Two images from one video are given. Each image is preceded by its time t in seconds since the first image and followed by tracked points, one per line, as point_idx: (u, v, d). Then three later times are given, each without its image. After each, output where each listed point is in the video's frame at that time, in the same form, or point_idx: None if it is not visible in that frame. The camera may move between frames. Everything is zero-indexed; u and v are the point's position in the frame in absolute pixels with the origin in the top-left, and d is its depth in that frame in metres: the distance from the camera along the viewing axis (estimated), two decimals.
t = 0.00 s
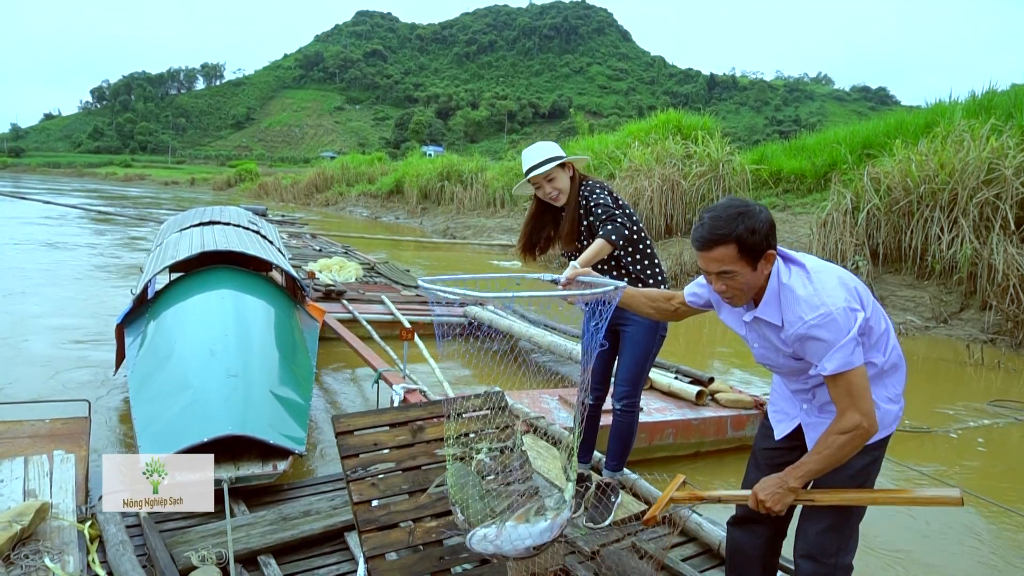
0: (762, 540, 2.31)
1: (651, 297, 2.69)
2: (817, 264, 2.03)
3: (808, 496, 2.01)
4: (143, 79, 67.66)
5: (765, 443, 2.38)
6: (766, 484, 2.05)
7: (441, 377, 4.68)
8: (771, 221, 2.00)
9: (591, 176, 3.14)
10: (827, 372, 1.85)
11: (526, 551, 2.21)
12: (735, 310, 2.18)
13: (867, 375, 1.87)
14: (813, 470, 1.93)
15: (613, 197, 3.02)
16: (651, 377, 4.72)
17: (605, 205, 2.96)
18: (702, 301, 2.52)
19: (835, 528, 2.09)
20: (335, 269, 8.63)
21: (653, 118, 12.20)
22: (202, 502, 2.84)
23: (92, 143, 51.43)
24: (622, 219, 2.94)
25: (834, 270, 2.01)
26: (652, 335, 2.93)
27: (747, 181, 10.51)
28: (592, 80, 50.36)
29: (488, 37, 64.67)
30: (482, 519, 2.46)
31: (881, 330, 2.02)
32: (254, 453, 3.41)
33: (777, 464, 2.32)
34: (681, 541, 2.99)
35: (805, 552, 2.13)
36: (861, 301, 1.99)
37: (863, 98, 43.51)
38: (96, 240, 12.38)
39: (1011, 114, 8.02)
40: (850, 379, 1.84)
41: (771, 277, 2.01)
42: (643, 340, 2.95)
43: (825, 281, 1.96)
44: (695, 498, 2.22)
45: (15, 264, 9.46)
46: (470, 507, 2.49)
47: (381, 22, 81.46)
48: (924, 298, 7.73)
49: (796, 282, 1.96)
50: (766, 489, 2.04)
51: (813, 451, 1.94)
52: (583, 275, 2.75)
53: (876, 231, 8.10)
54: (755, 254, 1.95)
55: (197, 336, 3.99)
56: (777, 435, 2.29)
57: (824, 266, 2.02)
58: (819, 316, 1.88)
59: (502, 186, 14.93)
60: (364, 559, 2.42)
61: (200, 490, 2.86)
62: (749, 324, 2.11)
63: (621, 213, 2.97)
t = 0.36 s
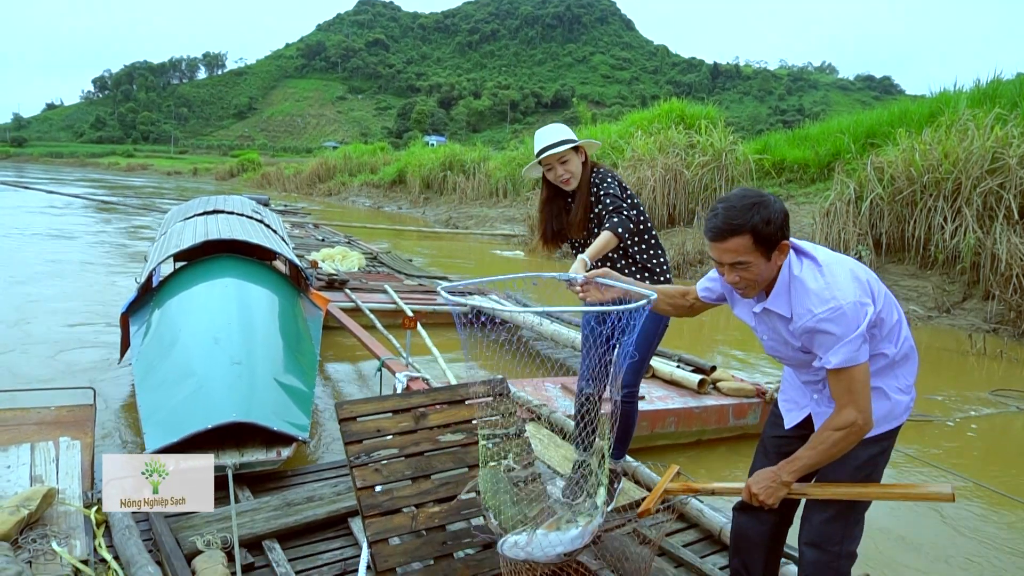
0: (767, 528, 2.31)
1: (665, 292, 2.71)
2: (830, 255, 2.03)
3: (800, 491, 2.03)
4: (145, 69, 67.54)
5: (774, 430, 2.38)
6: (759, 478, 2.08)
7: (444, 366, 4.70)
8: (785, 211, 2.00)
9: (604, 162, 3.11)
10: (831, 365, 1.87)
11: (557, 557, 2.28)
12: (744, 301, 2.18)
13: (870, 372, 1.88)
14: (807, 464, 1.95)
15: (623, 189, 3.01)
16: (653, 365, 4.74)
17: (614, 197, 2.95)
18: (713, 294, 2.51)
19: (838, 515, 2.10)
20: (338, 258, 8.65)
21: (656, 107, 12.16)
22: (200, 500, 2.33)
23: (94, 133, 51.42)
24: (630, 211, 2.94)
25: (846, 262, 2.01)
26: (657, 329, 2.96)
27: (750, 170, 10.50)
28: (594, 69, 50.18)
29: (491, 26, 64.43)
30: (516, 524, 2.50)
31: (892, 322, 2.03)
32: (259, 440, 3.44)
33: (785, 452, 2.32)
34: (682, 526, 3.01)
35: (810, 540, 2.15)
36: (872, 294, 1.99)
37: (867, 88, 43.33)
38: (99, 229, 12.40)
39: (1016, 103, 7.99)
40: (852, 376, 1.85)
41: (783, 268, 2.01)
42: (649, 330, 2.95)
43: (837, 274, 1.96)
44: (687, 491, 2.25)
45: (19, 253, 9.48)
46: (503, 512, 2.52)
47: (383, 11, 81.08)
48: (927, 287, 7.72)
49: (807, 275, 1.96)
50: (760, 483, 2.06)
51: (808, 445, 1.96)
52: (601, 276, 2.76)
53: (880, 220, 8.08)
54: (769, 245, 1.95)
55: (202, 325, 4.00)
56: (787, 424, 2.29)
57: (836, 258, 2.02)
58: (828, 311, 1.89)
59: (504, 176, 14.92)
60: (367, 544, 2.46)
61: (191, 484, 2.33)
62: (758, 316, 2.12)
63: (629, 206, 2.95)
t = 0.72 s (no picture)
0: (771, 518, 2.32)
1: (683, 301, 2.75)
2: (841, 258, 2.03)
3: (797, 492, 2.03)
4: (147, 62, 67.47)
5: (784, 424, 2.38)
6: (756, 479, 2.08)
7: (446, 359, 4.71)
8: (796, 216, 2.00)
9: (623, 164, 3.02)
10: (836, 369, 1.87)
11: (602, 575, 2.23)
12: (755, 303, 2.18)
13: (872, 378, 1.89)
14: (805, 466, 1.96)
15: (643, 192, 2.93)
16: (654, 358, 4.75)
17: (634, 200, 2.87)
18: (724, 299, 2.52)
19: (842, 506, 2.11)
20: (340, 252, 8.66)
21: (658, 100, 12.13)
22: (201, 490, 2.33)
23: (96, 126, 51.43)
24: (650, 215, 2.86)
25: (858, 264, 2.01)
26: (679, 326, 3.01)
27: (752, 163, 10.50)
28: (597, 62, 50.06)
29: (493, 19, 64.26)
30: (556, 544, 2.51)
31: (903, 321, 2.04)
32: (263, 432, 3.46)
33: (794, 446, 2.33)
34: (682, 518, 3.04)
35: (815, 530, 2.16)
36: (883, 297, 1.99)
37: (870, 80, 43.17)
38: (102, 222, 12.43)
39: (1021, 96, 7.97)
40: (854, 382, 1.86)
41: (793, 273, 2.01)
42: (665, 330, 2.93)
43: (848, 278, 1.95)
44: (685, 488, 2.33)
45: (22, 245, 9.51)
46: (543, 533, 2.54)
47: (385, 3, 80.83)
48: (929, 281, 7.72)
49: (818, 279, 1.96)
50: (758, 483, 2.06)
51: (806, 447, 1.98)
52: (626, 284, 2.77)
53: (883, 214, 8.07)
54: (780, 250, 1.95)
55: (206, 319, 4.02)
56: (797, 421, 2.30)
57: (848, 260, 2.02)
58: (837, 316, 1.89)
59: (506, 169, 14.91)
60: (370, 534, 2.49)
61: (190, 475, 2.33)
62: (769, 319, 2.13)
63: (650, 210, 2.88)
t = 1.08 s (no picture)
0: (775, 514, 2.33)
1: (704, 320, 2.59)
2: (856, 257, 2.01)
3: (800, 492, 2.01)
4: (145, 57, 67.36)
5: (789, 419, 2.39)
6: (761, 476, 2.06)
7: (447, 353, 4.71)
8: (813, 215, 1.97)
9: (657, 161, 2.94)
10: (848, 369, 1.87)
11: None
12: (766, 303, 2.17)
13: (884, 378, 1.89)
14: (811, 466, 1.95)
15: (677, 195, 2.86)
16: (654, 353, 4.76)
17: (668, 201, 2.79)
18: (738, 304, 2.42)
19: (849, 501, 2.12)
20: (340, 247, 8.67)
21: (658, 95, 12.12)
22: (200, 486, 2.36)
23: (94, 121, 51.36)
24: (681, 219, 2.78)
25: (872, 262, 2.00)
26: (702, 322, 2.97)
27: (751, 158, 10.52)
28: (596, 57, 49.99)
29: (491, 14, 64.15)
30: None
31: (915, 319, 2.04)
32: (264, 426, 3.47)
33: (800, 442, 2.34)
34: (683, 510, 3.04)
35: (821, 526, 2.17)
36: (896, 297, 1.98)
37: (869, 74, 43.13)
38: (100, 217, 12.42)
39: (1020, 90, 7.97)
40: (867, 383, 1.86)
41: (808, 272, 2.00)
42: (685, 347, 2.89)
43: (863, 278, 1.94)
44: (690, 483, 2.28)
45: (22, 241, 9.52)
46: None
47: None
48: (928, 276, 7.72)
49: (833, 278, 1.95)
50: (762, 481, 2.04)
51: (812, 447, 1.96)
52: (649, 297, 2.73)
53: (881, 208, 8.08)
54: (798, 250, 1.92)
55: (207, 313, 4.02)
56: (803, 417, 2.30)
57: (862, 259, 2.00)
58: (853, 316, 1.88)
59: (505, 164, 14.90)
60: (372, 526, 2.50)
61: (189, 472, 2.36)
62: (780, 317, 2.11)
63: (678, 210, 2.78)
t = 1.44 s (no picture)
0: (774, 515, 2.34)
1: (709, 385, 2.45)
2: (856, 267, 2.00)
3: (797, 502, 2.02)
4: (140, 57, 67.24)
5: (791, 421, 2.39)
6: (757, 484, 2.04)
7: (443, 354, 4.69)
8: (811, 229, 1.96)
9: (645, 166, 2.87)
10: (849, 381, 1.86)
11: None
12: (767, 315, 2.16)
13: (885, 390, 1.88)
14: (809, 476, 1.95)
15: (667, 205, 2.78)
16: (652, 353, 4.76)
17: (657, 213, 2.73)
18: (747, 318, 2.35)
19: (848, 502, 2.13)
20: (336, 247, 8.67)
21: (654, 95, 12.14)
22: (200, 484, 2.34)
23: (90, 121, 51.24)
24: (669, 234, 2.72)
25: (872, 271, 1.99)
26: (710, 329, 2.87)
27: (747, 159, 10.56)
28: (592, 57, 50.05)
29: (488, 14, 64.21)
30: None
31: (917, 324, 2.05)
32: (261, 426, 3.47)
33: (801, 444, 2.35)
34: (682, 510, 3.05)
35: (821, 528, 2.18)
36: (898, 307, 1.98)
37: (865, 74, 43.24)
38: (95, 217, 12.39)
39: (1015, 90, 8.00)
40: (868, 395, 1.86)
41: (809, 286, 1.99)
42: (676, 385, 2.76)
43: (863, 289, 1.93)
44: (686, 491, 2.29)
45: (19, 241, 9.51)
46: None
47: None
48: (924, 275, 7.74)
49: (833, 291, 1.94)
50: (758, 489, 2.02)
51: (810, 457, 1.96)
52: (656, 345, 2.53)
53: (877, 208, 8.11)
54: (798, 267, 1.91)
55: (204, 314, 4.02)
56: (806, 420, 2.30)
57: (863, 269, 2.00)
58: (854, 328, 1.87)
59: (502, 165, 14.90)
60: (369, 527, 2.50)
61: (189, 472, 2.34)
62: (784, 331, 2.11)
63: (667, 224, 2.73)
